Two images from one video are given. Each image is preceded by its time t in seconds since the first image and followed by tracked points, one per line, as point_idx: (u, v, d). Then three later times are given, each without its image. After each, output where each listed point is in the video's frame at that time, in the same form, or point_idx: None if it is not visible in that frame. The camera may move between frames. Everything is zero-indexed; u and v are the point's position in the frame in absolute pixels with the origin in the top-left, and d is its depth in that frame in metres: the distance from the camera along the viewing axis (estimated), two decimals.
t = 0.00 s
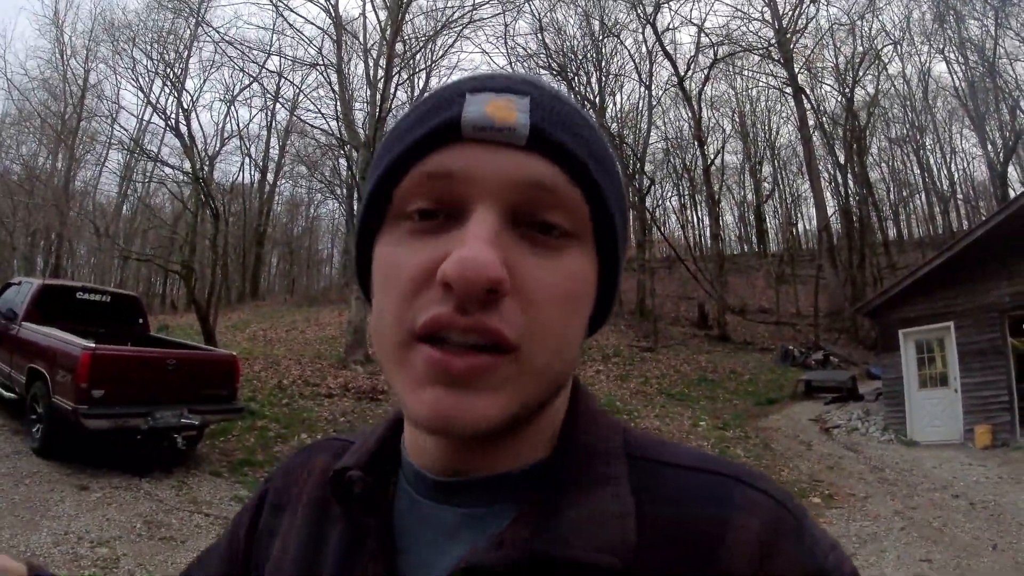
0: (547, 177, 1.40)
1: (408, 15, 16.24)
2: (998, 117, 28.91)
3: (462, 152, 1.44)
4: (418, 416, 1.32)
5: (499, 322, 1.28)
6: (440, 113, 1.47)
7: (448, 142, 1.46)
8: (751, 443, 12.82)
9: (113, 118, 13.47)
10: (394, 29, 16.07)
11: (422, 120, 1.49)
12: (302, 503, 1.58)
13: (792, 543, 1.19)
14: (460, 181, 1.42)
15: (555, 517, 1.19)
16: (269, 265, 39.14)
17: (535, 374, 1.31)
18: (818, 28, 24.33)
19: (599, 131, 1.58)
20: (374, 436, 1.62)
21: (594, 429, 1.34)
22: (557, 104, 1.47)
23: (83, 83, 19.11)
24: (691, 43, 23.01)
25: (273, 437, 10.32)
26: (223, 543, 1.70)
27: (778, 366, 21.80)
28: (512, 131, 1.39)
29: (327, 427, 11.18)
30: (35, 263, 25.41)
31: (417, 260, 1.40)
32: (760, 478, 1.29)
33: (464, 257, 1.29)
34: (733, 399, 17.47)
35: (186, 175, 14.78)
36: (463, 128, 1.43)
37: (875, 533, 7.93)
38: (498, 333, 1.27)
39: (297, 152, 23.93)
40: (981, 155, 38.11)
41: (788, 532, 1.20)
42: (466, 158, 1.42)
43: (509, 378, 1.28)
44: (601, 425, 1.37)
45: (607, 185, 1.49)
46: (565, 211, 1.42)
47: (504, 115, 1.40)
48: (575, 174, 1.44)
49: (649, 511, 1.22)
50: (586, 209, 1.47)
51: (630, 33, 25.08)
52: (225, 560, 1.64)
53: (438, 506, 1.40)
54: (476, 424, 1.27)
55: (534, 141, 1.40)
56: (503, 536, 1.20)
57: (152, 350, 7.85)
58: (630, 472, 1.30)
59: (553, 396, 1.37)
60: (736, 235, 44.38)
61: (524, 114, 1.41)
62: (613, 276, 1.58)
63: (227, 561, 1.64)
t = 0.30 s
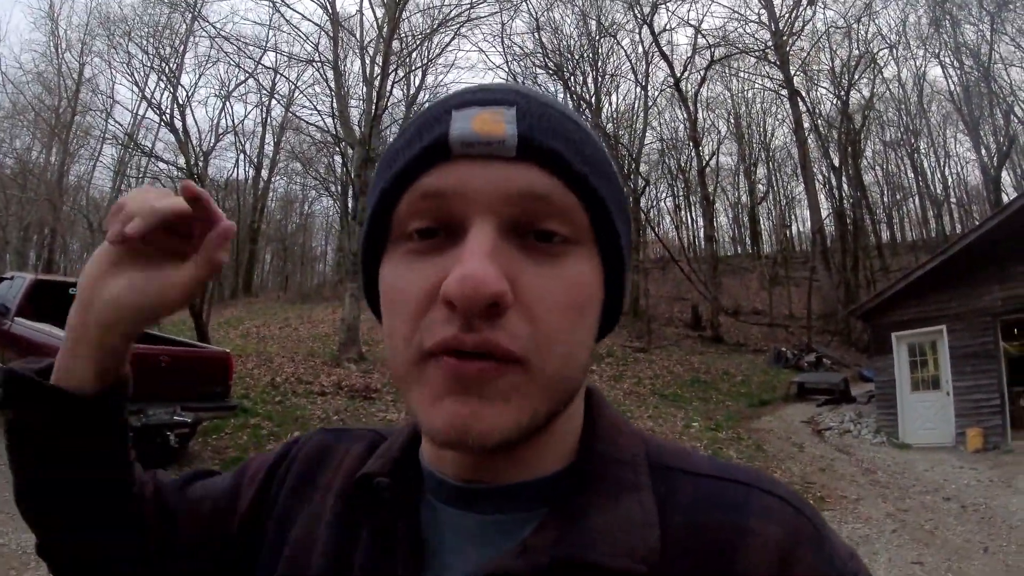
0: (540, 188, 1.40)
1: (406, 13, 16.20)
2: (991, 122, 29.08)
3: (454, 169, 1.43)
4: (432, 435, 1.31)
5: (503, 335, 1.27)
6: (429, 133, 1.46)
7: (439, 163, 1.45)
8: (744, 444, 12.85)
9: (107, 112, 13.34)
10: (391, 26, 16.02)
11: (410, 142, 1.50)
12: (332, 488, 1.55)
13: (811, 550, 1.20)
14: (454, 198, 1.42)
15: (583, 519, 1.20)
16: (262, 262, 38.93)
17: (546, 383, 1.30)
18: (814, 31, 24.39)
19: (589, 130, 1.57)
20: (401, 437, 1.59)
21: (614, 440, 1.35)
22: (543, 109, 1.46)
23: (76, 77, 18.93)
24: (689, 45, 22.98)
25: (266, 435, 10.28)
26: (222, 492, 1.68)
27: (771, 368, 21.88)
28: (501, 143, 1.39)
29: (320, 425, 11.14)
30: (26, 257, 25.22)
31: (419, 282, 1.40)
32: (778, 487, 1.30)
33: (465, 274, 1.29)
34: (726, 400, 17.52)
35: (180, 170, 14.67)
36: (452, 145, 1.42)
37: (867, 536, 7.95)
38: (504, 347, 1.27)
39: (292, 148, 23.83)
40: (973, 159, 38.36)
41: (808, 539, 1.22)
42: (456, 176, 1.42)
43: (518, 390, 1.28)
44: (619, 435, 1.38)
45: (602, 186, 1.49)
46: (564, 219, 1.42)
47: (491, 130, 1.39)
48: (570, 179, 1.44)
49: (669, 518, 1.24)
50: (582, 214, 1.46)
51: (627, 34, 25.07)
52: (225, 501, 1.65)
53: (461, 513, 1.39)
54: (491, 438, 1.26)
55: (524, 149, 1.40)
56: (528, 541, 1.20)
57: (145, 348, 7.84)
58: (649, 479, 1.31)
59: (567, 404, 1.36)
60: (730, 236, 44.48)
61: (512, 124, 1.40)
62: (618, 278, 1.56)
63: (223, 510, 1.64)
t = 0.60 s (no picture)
0: (556, 200, 1.40)
1: (408, 11, 16.17)
2: (993, 128, 29.05)
3: (470, 175, 1.43)
4: (432, 440, 1.30)
5: (512, 343, 1.27)
6: (449, 136, 1.46)
7: (457, 166, 1.45)
8: (742, 447, 12.84)
9: (107, 107, 13.30)
10: (393, 23, 15.98)
11: (428, 145, 1.49)
12: (326, 494, 1.53)
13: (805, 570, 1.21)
14: (465, 204, 1.42)
15: (579, 533, 1.21)
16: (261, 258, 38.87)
17: (552, 393, 1.31)
18: (816, 34, 24.36)
19: (604, 147, 1.58)
20: (396, 444, 1.58)
21: (614, 455, 1.35)
22: (562, 123, 1.47)
23: (77, 73, 18.89)
24: (690, 47, 22.94)
25: (264, 432, 10.26)
26: (220, 491, 1.67)
27: (770, 370, 21.88)
28: (520, 152, 1.39)
29: (317, 423, 11.13)
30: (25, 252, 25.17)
31: (427, 284, 1.40)
32: (774, 507, 1.30)
33: (477, 278, 1.29)
34: (724, 402, 17.51)
35: (180, 166, 14.65)
36: (471, 150, 1.42)
37: (864, 540, 7.94)
38: (515, 354, 1.27)
39: (293, 145, 23.80)
40: (973, 164, 38.40)
41: (803, 560, 1.22)
42: (470, 181, 1.42)
43: (524, 399, 1.28)
44: (615, 449, 1.38)
45: (614, 204, 1.49)
46: (578, 231, 1.42)
47: (511, 141, 1.40)
48: (583, 192, 1.45)
49: (665, 532, 1.23)
50: (593, 226, 1.46)
51: (630, 34, 25.04)
52: (220, 500, 1.64)
53: (457, 523, 1.37)
54: (494, 446, 1.26)
55: (540, 160, 1.40)
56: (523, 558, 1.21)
57: (142, 344, 7.80)
58: (647, 492, 1.30)
59: (569, 416, 1.36)
60: (730, 239, 44.48)
61: (532, 135, 1.40)
62: (622, 295, 1.56)
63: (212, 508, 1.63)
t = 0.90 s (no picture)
0: (547, 203, 1.40)
1: (417, 7, 16.17)
2: (1002, 133, 28.89)
3: (461, 181, 1.42)
4: (431, 446, 1.31)
5: (507, 348, 1.28)
6: (435, 144, 1.46)
7: (446, 173, 1.45)
8: (744, 448, 12.83)
9: (115, 98, 13.29)
10: (402, 19, 15.99)
11: (416, 152, 1.49)
12: (326, 497, 1.53)
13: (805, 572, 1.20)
14: (458, 210, 1.41)
15: (577, 536, 1.21)
16: (266, 251, 38.97)
17: (548, 397, 1.31)
18: (826, 36, 24.28)
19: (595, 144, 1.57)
20: (395, 448, 1.59)
21: (613, 456, 1.34)
22: (551, 124, 1.46)
23: (87, 64, 18.95)
24: (700, 46, 22.80)
25: (267, 426, 10.30)
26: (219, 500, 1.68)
27: (773, 372, 21.83)
28: (509, 156, 1.39)
29: (319, 417, 11.16)
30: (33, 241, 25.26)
31: (421, 292, 1.40)
32: (776, 508, 1.30)
33: (470, 286, 1.29)
34: (727, 404, 17.47)
35: (188, 159, 14.71)
36: (460, 156, 1.42)
37: (865, 545, 7.92)
38: (509, 359, 1.28)
39: (300, 139, 23.85)
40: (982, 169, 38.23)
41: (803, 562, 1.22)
42: (461, 188, 1.42)
43: (522, 405, 1.28)
44: (617, 449, 1.37)
45: (607, 203, 1.49)
46: (571, 233, 1.42)
47: (500, 144, 1.39)
48: (576, 195, 1.44)
49: (665, 533, 1.23)
50: (585, 226, 1.46)
51: (639, 33, 24.95)
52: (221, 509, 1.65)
53: (456, 524, 1.37)
54: (492, 452, 1.26)
55: (531, 163, 1.40)
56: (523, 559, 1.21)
57: (146, 335, 7.81)
58: (648, 494, 1.30)
59: (565, 418, 1.36)
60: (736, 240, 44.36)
61: (520, 138, 1.40)
62: (617, 294, 1.56)
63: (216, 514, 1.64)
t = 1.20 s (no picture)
0: (537, 200, 1.40)
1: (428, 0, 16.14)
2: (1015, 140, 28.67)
3: (453, 177, 1.42)
4: (416, 444, 1.31)
5: (495, 342, 1.28)
6: (427, 141, 1.46)
7: (437, 169, 1.44)
8: (745, 450, 12.82)
9: (125, 86, 13.34)
10: (413, 13, 15.98)
11: (406, 149, 1.49)
12: (297, 515, 1.57)
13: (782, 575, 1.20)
14: (449, 204, 1.41)
15: (554, 539, 1.21)
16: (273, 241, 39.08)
17: (534, 394, 1.30)
18: (838, 39, 24.12)
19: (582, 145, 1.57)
20: (366, 459, 1.62)
21: (589, 459, 1.34)
22: (539, 122, 1.46)
23: (98, 51, 19.01)
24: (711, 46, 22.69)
25: (270, 415, 10.36)
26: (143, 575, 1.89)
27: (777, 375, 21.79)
28: (500, 153, 1.39)
29: (323, 408, 11.20)
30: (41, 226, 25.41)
31: (410, 286, 1.40)
32: (754, 511, 1.30)
33: (460, 279, 1.28)
34: (730, 405, 17.45)
35: (196, 148, 14.75)
36: (452, 152, 1.42)
37: (865, 550, 7.91)
38: (496, 352, 1.28)
39: (309, 130, 23.87)
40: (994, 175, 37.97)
41: (781, 563, 1.21)
42: (452, 184, 1.42)
43: (507, 403, 1.28)
44: (595, 454, 1.37)
45: (595, 202, 1.48)
46: (561, 229, 1.42)
47: (491, 141, 1.39)
48: (566, 193, 1.44)
49: (644, 540, 1.23)
50: (573, 222, 1.45)
51: (650, 31, 24.84)
52: None
53: (433, 528, 1.38)
54: (477, 451, 1.26)
55: (520, 162, 1.40)
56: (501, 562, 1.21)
57: (152, 323, 7.84)
58: (625, 497, 1.30)
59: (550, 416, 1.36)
60: (743, 241, 44.21)
61: (511, 136, 1.40)
62: (602, 295, 1.55)
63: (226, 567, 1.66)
